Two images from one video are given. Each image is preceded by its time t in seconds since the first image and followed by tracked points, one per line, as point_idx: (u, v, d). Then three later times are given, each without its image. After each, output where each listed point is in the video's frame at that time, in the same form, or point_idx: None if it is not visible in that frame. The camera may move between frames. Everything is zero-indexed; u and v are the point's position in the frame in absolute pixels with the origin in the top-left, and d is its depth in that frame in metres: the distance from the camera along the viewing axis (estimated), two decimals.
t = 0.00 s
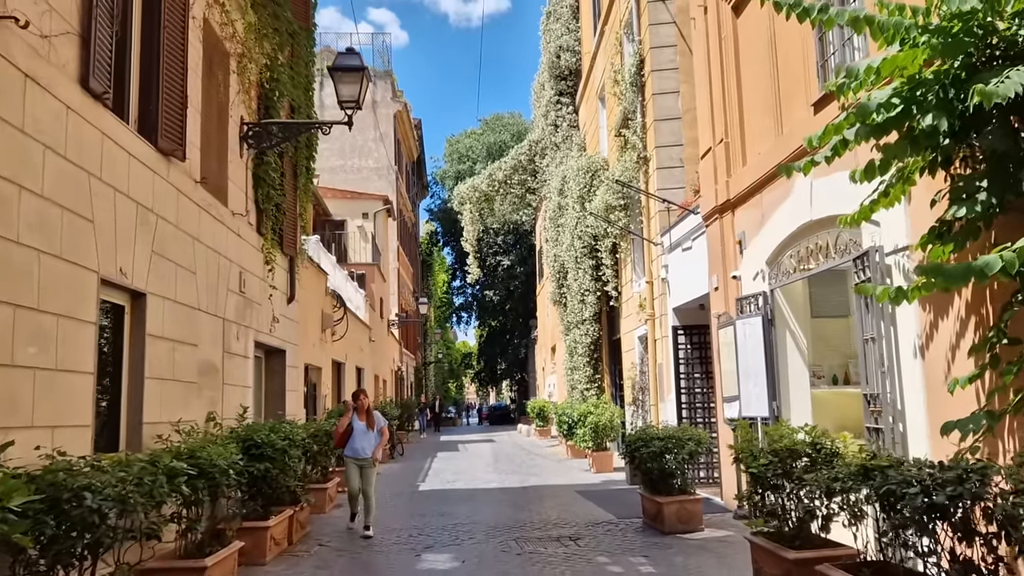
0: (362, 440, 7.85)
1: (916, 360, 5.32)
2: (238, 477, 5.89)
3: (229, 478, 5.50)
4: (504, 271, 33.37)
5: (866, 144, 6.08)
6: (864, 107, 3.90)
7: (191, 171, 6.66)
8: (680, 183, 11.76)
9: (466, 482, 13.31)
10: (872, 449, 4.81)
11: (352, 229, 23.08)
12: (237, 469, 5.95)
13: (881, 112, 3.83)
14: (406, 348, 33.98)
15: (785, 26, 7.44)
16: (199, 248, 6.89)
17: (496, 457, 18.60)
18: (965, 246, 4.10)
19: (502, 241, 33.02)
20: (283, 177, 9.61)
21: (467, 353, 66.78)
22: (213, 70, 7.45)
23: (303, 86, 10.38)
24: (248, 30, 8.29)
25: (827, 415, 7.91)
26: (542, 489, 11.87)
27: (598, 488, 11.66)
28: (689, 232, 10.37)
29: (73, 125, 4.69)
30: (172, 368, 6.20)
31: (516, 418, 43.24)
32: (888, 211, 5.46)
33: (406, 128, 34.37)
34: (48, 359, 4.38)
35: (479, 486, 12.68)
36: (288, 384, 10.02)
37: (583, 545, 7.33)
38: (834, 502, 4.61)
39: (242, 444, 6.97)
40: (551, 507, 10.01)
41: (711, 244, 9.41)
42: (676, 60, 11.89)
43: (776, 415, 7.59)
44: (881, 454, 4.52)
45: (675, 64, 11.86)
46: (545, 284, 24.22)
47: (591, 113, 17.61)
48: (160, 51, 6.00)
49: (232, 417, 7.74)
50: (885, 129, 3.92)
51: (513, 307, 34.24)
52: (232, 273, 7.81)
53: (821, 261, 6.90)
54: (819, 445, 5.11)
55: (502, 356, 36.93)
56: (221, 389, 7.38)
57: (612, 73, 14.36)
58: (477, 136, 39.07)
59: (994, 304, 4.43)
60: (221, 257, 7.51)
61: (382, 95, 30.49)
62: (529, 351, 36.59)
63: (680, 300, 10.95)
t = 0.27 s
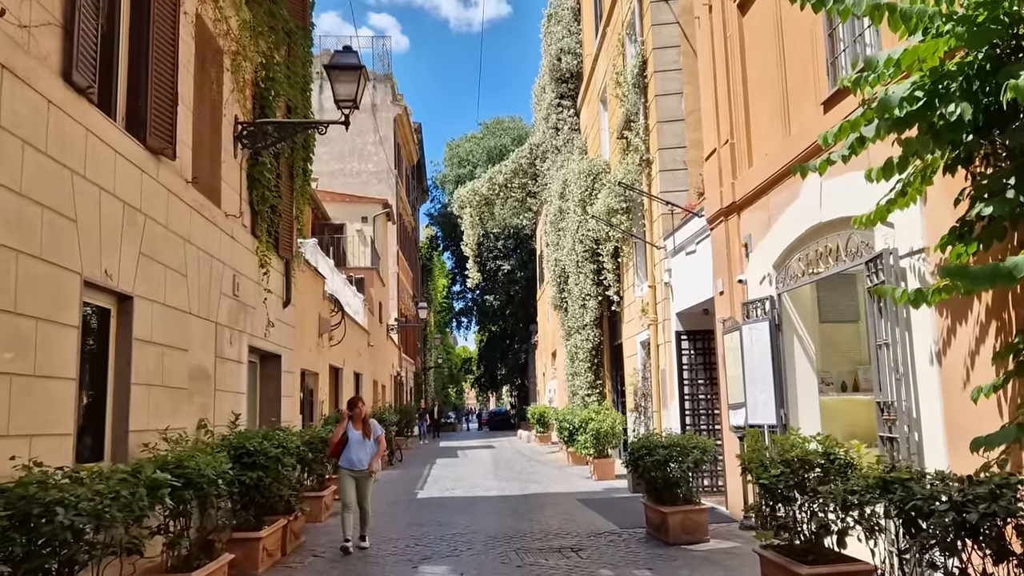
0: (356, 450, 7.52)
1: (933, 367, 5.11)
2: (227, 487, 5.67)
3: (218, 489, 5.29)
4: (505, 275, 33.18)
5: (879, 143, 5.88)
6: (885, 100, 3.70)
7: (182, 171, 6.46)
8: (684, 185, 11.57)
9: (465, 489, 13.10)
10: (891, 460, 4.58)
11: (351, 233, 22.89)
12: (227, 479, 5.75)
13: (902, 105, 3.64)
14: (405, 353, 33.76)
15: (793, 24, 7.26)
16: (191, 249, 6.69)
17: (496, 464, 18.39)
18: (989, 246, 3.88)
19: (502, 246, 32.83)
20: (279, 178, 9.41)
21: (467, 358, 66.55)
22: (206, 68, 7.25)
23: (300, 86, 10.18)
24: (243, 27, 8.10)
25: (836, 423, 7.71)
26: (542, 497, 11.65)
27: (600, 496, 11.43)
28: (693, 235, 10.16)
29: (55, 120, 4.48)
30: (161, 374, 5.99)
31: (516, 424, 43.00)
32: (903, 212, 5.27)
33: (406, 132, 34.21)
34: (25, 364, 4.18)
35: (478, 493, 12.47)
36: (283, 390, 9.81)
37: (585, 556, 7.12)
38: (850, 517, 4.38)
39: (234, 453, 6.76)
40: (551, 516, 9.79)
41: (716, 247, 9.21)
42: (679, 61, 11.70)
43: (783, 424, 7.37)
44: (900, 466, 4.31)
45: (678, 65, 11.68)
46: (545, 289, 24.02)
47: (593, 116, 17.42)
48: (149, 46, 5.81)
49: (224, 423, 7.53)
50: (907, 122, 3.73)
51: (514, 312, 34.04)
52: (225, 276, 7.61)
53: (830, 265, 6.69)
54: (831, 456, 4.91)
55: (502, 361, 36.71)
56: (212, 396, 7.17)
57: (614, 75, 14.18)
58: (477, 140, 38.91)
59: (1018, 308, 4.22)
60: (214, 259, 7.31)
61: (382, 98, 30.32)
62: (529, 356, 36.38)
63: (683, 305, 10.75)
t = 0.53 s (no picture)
0: (347, 454, 7.00)
1: (949, 369, 4.91)
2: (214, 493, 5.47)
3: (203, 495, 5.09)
4: (506, 279, 33.02)
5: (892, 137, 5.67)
6: (904, 85, 3.50)
7: (172, 167, 6.27)
8: (687, 186, 11.37)
9: (465, 495, 12.90)
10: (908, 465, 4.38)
11: (351, 236, 22.70)
12: (216, 485, 5.55)
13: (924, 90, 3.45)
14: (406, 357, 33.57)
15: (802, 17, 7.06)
16: (181, 248, 6.49)
17: (497, 469, 18.18)
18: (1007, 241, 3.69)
19: (504, 250, 32.66)
20: (275, 177, 9.23)
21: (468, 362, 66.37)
22: (199, 62, 7.07)
23: (297, 83, 9.99)
24: (237, 21, 7.91)
25: (842, 426, 7.53)
26: (542, 502, 11.45)
27: (602, 502, 11.22)
28: (697, 236, 9.97)
29: (35, 108, 4.30)
30: (149, 376, 5.80)
31: (517, 429, 42.78)
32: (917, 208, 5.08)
33: (407, 135, 34.05)
34: None
35: (478, 499, 12.28)
36: (279, 392, 9.61)
37: (586, 564, 6.93)
38: (865, 524, 4.17)
39: (226, 457, 6.57)
40: (552, 522, 9.59)
41: (721, 248, 9.00)
42: (683, 60, 11.51)
43: (791, 428, 7.17)
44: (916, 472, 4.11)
45: (682, 64, 11.48)
46: (547, 293, 23.83)
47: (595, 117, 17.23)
48: (137, 37, 5.63)
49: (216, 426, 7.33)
50: (929, 108, 3.52)
51: (515, 315, 33.84)
52: (218, 275, 7.42)
53: (840, 264, 6.49)
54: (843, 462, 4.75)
55: (503, 365, 36.51)
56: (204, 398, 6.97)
57: (616, 74, 13.98)
58: (479, 144, 38.76)
59: None
60: (206, 258, 7.12)
61: (384, 101, 30.18)
62: (530, 360, 36.17)
63: (686, 307, 10.56)
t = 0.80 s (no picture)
0: (338, 474, 6.60)
1: (967, 389, 4.70)
2: (201, 517, 5.25)
3: (188, 521, 4.87)
4: (507, 296, 32.83)
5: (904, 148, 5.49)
6: (923, 86, 3.31)
7: (162, 179, 6.10)
8: (691, 201, 11.20)
9: (465, 515, 12.64)
10: (929, 488, 4.16)
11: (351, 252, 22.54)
12: (202, 508, 5.33)
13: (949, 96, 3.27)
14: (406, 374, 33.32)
15: (809, 28, 6.91)
16: (171, 262, 6.31)
17: (497, 488, 17.91)
18: None
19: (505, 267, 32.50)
20: (271, 191, 9.06)
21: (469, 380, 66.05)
22: (192, 72, 6.91)
23: (294, 96, 9.85)
24: (232, 31, 7.77)
25: (853, 447, 7.31)
26: (543, 524, 11.19)
27: (604, 523, 10.96)
28: (701, 251, 9.78)
29: (14, 113, 4.12)
30: (135, 395, 5.59)
31: (519, 447, 42.44)
32: (932, 220, 4.89)
33: (409, 151, 33.98)
34: None
35: (478, 519, 12.02)
36: (274, 410, 9.39)
37: None
38: (885, 554, 3.96)
39: (215, 479, 6.36)
40: (553, 544, 9.34)
41: (726, 263, 8.81)
42: (686, 73, 11.36)
43: (800, 449, 6.94)
44: (939, 498, 3.90)
45: (685, 77, 11.34)
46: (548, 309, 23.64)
47: (597, 132, 17.09)
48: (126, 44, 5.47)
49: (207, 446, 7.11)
50: (950, 112, 3.31)
51: (516, 332, 33.62)
52: (210, 290, 7.23)
53: (851, 279, 6.29)
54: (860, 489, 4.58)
55: (505, 382, 36.24)
56: (194, 417, 6.76)
57: (619, 89, 13.85)
58: (481, 160, 38.70)
59: None
60: (197, 272, 6.93)
61: (385, 117, 30.14)
62: (532, 378, 35.91)
63: (690, 324, 10.35)
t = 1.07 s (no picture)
0: (331, 481, 6.17)
1: (988, 391, 4.50)
2: (190, 522, 5.07)
3: (176, 526, 4.68)
4: (509, 298, 32.63)
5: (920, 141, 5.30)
6: (950, 68, 3.10)
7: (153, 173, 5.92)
8: (696, 200, 11.00)
9: (465, 519, 12.44)
10: (954, 496, 3.97)
11: (352, 253, 22.36)
12: (192, 512, 5.14)
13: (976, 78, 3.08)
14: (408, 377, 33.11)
15: (819, 20, 6.73)
16: (163, 258, 6.13)
17: (499, 492, 17.71)
18: None
19: (508, 269, 32.30)
20: (268, 188, 8.88)
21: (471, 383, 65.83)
22: (187, 64, 6.74)
23: (293, 92, 9.68)
24: (228, 24, 7.59)
25: (864, 452, 7.10)
26: (545, 528, 10.99)
27: (607, 528, 10.76)
28: (707, 251, 9.59)
29: None
30: (123, 395, 5.41)
31: (521, 450, 42.18)
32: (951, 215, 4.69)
33: (411, 152, 33.83)
34: None
35: (478, 524, 11.82)
36: (271, 412, 9.21)
37: None
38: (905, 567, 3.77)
39: (208, 482, 6.17)
40: (555, 550, 9.14)
41: (733, 262, 8.62)
42: (691, 70, 11.18)
43: (811, 453, 6.74)
44: (963, 506, 3.71)
45: (690, 75, 11.16)
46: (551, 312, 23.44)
47: (600, 132, 16.91)
48: (114, 30, 5.29)
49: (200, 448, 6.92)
50: (975, 98, 3.12)
51: (519, 335, 33.40)
52: (204, 288, 7.05)
53: (863, 278, 6.09)
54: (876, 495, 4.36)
55: (507, 385, 36.02)
56: (186, 418, 6.57)
57: (623, 87, 13.67)
58: (483, 162, 38.53)
59: None
60: (191, 270, 6.75)
61: (387, 118, 30.01)
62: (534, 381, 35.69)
63: (696, 325, 10.16)
